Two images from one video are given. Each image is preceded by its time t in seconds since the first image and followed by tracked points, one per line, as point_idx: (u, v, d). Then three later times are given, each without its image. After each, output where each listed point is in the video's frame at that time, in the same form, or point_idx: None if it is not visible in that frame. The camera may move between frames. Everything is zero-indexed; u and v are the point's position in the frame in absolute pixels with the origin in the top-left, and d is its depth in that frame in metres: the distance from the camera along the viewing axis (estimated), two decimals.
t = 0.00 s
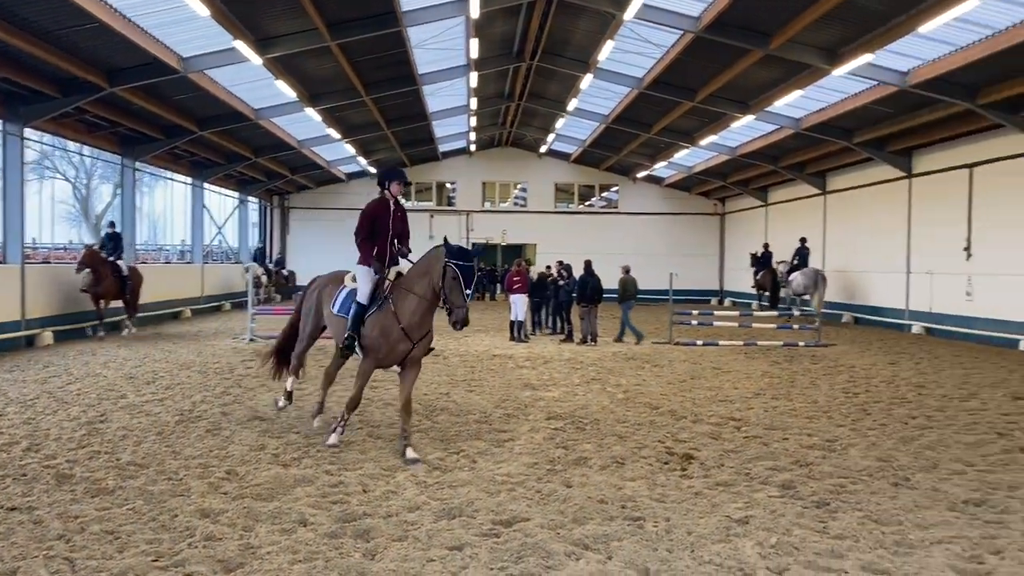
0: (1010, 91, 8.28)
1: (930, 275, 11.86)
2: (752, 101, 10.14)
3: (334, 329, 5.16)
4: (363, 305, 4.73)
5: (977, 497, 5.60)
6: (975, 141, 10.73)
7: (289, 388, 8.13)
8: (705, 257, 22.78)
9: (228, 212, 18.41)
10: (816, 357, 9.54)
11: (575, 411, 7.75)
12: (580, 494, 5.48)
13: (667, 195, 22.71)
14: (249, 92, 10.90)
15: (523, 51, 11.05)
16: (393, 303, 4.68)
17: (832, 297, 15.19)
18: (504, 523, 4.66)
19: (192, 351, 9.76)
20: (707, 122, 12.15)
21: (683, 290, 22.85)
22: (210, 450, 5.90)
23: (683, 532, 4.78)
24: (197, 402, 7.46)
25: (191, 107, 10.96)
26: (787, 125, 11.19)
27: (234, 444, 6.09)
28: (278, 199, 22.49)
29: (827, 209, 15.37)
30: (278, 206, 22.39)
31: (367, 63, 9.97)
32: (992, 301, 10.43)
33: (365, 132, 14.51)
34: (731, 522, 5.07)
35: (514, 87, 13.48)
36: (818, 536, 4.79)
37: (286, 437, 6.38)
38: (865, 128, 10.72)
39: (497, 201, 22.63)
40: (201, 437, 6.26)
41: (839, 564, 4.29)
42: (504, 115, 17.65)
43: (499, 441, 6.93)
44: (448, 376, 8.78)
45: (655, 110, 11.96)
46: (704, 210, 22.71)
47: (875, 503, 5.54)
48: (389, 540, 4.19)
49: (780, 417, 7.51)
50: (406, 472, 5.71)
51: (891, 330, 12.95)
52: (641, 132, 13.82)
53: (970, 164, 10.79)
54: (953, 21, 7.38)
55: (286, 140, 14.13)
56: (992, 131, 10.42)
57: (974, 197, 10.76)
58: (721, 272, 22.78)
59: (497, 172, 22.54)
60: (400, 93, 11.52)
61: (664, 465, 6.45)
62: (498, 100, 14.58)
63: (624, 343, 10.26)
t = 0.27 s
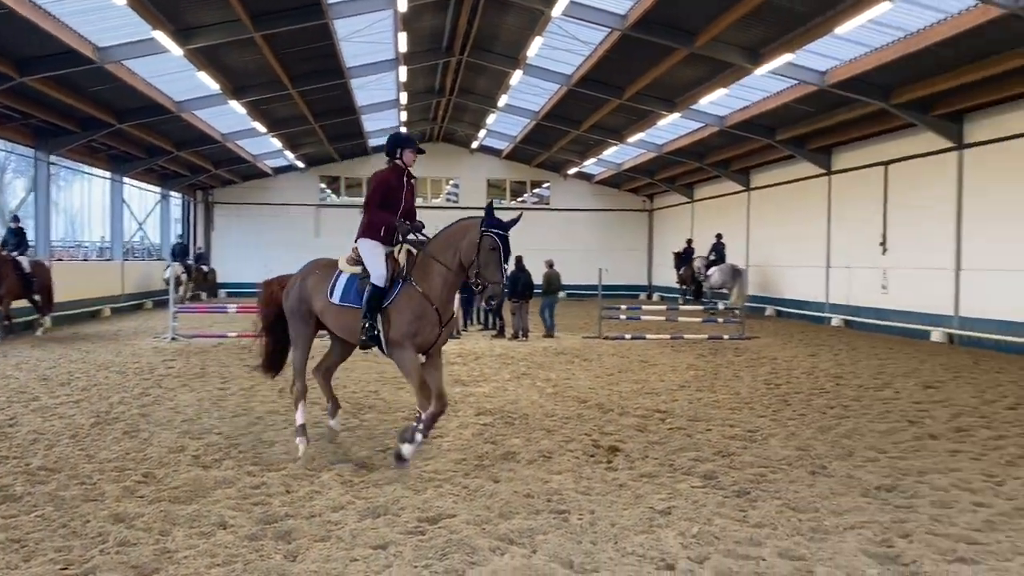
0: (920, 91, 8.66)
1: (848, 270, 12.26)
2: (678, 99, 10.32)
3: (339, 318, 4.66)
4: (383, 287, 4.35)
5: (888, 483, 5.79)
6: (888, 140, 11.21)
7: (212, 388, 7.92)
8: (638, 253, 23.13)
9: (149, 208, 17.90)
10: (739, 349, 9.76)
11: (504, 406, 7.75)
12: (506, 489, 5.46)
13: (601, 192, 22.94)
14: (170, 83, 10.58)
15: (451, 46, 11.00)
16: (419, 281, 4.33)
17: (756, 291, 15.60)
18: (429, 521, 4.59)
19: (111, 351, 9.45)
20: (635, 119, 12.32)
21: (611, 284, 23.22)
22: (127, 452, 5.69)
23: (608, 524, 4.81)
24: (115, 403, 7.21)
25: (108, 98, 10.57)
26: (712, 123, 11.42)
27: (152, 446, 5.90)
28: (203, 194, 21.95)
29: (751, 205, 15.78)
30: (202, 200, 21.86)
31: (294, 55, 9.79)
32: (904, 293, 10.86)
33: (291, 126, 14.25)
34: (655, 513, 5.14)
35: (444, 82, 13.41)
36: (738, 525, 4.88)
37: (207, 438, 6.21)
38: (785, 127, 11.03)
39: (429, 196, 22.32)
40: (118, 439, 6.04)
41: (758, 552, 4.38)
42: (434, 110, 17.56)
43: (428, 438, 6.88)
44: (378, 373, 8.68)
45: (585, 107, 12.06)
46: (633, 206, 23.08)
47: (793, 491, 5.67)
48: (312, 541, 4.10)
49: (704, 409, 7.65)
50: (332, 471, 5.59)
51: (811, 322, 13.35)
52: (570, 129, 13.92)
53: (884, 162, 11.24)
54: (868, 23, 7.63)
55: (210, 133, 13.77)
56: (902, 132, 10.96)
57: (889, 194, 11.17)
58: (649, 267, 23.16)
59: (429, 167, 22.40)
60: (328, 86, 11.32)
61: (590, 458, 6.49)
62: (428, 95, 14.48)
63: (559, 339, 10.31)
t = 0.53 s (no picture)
0: (830, 91, 8.99)
1: (764, 264, 12.74)
2: (599, 96, 10.43)
3: (359, 345, 3.89)
4: (422, 316, 3.74)
5: (799, 470, 5.98)
6: (800, 138, 11.71)
7: (123, 389, 7.64)
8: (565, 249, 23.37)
9: (55, 202, 17.19)
10: (659, 343, 9.95)
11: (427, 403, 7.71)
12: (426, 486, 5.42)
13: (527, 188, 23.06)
14: (77, 73, 10.15)
15: (372, 39, 10.88)
16: (471, 315, 3.76)
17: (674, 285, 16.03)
18: (347, 520, 4.50)
19: (13, 353, 9.03)
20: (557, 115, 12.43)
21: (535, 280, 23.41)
22: (27, 457, 5.44)
23: (527, 517, 4.82)
24: (16, 406, 6.88)
25: (8, 88, 10.06)
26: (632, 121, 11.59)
27: (55, 450, 5.65)
28: (114, 188, 21.21)
29: (670, 200, 16.15)
30: (114, 195, 21.14)
31: (210, 45, 9.52)
32: (817, 285, 11.30)
33: (207, 118, 13.88)
34: (574, 505, 5.19)
35: (365, 75, 13.23)
36: (654, 515, 4.96)
37: (116, 440, 5.98)
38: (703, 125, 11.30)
39: (352, 190, 22.34)
40: (18, 444, 5.77)
41: (673, 542, 4.45)
42: (355, 104, 17.37)
43: (348, 436, 6.78)
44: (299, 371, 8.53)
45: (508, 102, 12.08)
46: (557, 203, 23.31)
47: (708, 481, 5.80)
48: (224, 543, 3.99)
49: (623, 401, 7.77)
50: (248, 471, 5.45)
51: (728, 315, 13.80)
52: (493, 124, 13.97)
53: (797, 160, 11.72)
54: (780, 24, 7.85)
55: (120, 125, 13.29)
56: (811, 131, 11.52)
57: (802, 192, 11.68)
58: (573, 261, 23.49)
59: (350, 162, 22.29)
60: (247, 77, 11.04)
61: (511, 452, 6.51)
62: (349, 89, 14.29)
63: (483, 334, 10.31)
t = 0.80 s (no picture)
0: (743, 90, 9.28)
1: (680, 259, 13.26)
2: (520, 92, 10.49)
3: (445, 322, 3.61)
4: (515, 288, 3.54)
5: (711, 460, 6.13)
6: (713, 137, 12.18)
7: (21, 392, 7.27)
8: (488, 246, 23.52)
9: None
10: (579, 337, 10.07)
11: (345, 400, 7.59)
12: (342, 483, 5.31)
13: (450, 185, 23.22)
14: None
15: (289, 30, 10.67)
16: (559, 283, 3.69)
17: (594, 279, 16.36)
18: (259, 521, 4.40)
19: None
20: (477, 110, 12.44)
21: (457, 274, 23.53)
22: None
23: (443, 512, 4.80)
24: None
25: None
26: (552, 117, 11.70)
27: None
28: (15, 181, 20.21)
29: (588, 197, 16.44)
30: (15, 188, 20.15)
31: (118, 33, 9.15)
32: (736, 280, 11.77)
33: (114, 109, 13.36)
34: (491, 500, 5.20)
35: (282, 67, 12.94)
36: (570, 508, 5.01)
37: (12, 445, 5.71)
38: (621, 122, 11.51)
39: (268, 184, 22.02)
40: None
41: (589, 533, 4.49)
42: (272, 95, 17.05)
43: (263, 435, 6.61)
44: (212, 370, 8.30)
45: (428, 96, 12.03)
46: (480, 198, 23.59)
47: (624, 472, 5.90)
48: (129, 549, 3.86)
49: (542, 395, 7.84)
50: (155, 475, 5.26)
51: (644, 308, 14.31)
52: (413, 118, 13.90)
53: (711, 157, 12.17)
54: (694, 24, 8.02)
55: (19, 113, 12.66)
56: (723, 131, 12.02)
57: (716, 189, 12.19)
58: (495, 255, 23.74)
59: (267, 155, 21.95)
60: (158, 66, 10.66)
61: (430, 449, 6.47)
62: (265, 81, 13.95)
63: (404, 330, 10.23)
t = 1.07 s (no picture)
0: (662, 88, 9.44)
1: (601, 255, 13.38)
2: (442, 86, 10.46)
3: (550, 345, 3.33)
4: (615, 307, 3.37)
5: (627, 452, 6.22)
6: (633, 135, 12.32)
7: None
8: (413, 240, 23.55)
9: None
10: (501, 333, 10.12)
11: (261, 400, 7.41)
12: (254, 486, 5.19)
13: (374, 180, 23.08)
14: None
15: (203, 20, 10.37)
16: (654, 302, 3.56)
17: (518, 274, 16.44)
18: (168, 526, 4.29)
19: None
20: (399, 104, 12.35)
21: (381, 271, 23.37)
22: None
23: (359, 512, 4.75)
24: None
25: None
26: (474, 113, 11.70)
27: None
28: None
29: (513, 192, 16.51)
30: None
31: (19, 18, 8.71)
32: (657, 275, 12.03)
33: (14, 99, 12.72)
34: (409, 497, 5.17)
35: (198, 57, 12.55)
36: (489, 504, 5.02)
37: None
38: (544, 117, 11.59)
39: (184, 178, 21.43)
40: None
41: (506, 529, 4.48)
42: (187, 86, 16.57)
43: (174, 437, 6.38)
44: (120, 371, 8.00)
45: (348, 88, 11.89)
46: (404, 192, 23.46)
47: (543, 466, 5.93)
48: (24, 560, 3.73)
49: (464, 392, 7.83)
50: (53, 481, 5.04)
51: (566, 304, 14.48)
52: (333, 112, 13.74)
53: (632, 154, 12.32)
54: (612, 22, 8.09)
55: None
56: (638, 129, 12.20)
57: (636, 185, 12.31)
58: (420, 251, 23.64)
59: (181, 148, 21.36)
60: (64, 54, 10.20)
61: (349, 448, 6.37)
62: (178, 71, 13.51)
63: (323, 327, 10.07)
